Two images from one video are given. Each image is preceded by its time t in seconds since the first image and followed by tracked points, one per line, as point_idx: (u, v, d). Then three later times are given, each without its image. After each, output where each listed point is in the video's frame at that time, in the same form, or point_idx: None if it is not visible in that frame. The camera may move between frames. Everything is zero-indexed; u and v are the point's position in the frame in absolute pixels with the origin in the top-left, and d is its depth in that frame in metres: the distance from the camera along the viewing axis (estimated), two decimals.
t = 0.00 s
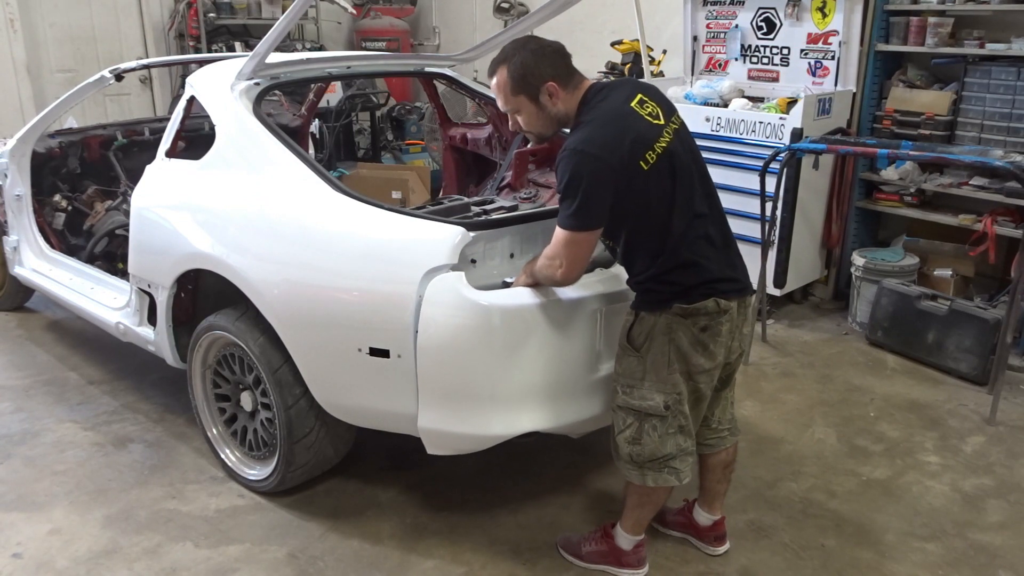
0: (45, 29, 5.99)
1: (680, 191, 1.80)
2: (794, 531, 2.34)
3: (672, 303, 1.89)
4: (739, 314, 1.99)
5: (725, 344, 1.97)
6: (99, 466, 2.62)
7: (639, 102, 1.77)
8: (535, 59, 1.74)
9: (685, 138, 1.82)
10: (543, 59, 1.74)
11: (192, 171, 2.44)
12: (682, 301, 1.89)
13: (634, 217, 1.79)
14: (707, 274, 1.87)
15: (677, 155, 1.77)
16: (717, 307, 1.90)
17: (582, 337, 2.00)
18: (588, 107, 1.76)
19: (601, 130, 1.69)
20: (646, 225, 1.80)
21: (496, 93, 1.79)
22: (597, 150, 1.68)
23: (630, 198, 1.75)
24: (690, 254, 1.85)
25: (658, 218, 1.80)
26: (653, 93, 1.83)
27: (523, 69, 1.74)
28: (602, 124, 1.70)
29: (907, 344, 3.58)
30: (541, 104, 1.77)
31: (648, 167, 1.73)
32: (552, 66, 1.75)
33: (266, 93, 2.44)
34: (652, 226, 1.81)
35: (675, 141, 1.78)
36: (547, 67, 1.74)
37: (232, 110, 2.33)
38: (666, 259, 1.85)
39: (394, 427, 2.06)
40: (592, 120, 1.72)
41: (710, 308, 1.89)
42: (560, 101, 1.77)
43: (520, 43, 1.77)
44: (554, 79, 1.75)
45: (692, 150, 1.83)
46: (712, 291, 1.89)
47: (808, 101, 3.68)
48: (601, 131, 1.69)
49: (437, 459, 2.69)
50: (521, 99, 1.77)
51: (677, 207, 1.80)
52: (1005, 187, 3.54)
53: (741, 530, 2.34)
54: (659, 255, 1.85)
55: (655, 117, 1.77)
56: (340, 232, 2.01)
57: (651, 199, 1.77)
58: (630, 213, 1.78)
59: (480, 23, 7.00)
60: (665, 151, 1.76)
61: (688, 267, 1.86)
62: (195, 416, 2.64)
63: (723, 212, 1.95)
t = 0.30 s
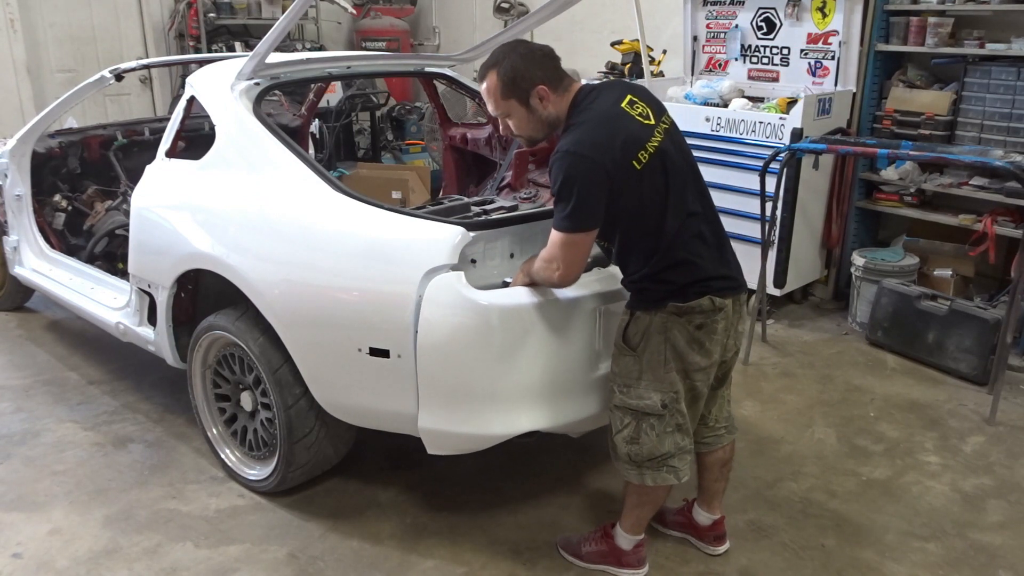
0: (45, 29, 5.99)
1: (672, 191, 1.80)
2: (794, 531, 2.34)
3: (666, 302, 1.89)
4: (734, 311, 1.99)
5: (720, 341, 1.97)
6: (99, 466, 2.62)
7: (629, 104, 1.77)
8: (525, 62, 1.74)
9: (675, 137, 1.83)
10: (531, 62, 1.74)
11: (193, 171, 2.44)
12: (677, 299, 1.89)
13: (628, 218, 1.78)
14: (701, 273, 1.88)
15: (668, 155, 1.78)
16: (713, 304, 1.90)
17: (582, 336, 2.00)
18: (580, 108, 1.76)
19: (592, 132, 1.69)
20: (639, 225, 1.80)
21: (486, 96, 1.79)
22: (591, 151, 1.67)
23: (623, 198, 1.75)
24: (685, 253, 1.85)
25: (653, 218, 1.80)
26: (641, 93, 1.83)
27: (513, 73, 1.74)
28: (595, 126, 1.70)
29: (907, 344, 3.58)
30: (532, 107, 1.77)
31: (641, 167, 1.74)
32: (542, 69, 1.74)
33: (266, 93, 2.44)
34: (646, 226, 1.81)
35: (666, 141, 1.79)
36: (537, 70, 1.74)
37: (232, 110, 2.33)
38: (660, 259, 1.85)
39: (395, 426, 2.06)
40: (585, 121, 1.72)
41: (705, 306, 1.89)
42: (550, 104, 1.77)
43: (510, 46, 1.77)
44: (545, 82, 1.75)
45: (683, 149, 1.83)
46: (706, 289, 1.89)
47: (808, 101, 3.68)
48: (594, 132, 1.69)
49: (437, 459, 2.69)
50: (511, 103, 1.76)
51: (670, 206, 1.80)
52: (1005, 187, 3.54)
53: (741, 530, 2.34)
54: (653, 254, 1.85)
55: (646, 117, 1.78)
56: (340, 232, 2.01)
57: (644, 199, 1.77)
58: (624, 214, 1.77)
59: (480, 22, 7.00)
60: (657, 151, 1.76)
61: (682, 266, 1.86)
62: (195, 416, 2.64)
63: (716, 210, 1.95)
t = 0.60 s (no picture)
0: (45, 29, 5.99)
1: (665, 187, 1.81)
2: (795, 531, 2.34)
3: (654, 298, 1.90)
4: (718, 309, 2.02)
5: (704, 338, 2.01)
6: (99, 466, 2.62)
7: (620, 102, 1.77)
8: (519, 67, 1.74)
9: (665, 133, 1.84)
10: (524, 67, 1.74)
11: (192, 171, 2.44)
12: (665, 295, 1.90)
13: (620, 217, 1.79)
14: (694, 266, 1.89)
15: (659, 152, 1.79)
16: (699, 302, 1.93)
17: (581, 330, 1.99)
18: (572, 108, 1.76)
19: (586, 132, 1.69)
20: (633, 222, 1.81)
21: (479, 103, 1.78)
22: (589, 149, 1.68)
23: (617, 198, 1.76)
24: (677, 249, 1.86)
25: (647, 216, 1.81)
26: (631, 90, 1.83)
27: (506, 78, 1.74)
28: (590, 123, 1.70)
29: (907, 344, 3.58)
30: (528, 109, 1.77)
31: (635, 166, 1.75)
32: (535, 72, 1.75)
33: (266, 93, 2.43)
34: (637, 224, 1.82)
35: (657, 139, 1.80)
36: (532, 74, 1.74)
37: (231, 110, 2.33)
38: (652, 255, 1.85)
39: (395, 426, 2.06)
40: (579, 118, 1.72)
41: (692, 302, 1.92)
42: (546, 107, 1.77)
43: (501, 53, 1.76)
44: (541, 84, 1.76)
45: (673, 144, 1.84)
46: (693, 287, 1.91)
47: (808, 101, 3.68)
48: (590, 129, 1.69)
49: (437, 459, 2.69)
50: (507, 107, 1.76)
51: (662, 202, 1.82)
52: (1005, 187, 3.54)
53: (741, 530, 2.34)
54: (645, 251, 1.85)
55: (636, 116, 1.78)
56: (339, 232, 2.01)
57: (637, 197, 1.78)
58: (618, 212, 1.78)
59: (480, 22, 7.00)
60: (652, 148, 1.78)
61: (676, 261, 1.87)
62: (195, 416, 2.64)
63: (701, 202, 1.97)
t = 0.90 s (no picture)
0: (45, 29, 5.99)
1: (689, 216, 1.81)
2: (794, 531, 2.34)
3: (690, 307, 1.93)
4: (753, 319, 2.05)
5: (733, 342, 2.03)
6: (99, 466, 2.62)
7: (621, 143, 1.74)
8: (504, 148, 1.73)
9: (672, 159, 1.82)
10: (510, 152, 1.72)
11: (192, 171, 2.44)
12: (704, 305, 1.92)
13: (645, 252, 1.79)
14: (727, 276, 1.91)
15: (666, 188, 1.76)
16: (735, 309, 1.95)
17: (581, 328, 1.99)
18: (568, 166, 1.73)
19: (577, 213, 1.66)
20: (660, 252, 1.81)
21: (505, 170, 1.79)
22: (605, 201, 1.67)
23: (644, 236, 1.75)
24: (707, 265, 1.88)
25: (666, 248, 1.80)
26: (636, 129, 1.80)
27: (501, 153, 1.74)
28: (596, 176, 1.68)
29: (907, 344, 3.58)
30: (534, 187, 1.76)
31: (637, 219, 1.72)
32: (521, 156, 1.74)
33: (266, 93, 2.44)
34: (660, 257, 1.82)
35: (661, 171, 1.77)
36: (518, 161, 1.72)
37: (231, 110, 2.33)
38: (675, 276, 1.86)
39: (395, 426, 2.06)
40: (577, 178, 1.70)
41: (729, 309, 1.93)
42: (539, 181, 1.74)
43: (493, 134, 1.75)
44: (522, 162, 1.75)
45: (683, 169, 1.83)
46: (729, 293, 1.92)
47: (808, 101, 3.68)
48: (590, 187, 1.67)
49: (437, 459, 2.69)
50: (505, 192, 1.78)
51: (686, 229, 1.81)
52: (1005, 187, 3.54)
53: (741, 530, 2.34)
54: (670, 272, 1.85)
55: (634, 162, 1.73)
56: (339, 232, 2.01)
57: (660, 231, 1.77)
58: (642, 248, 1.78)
59: (480, 22, 7.00)
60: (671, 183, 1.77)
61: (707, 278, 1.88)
62: (195, 416, 2.64)
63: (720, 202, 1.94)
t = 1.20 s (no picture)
0: (46, 29, 5.99)
1: (720, 186, 1.91)
2: (794, 531, 2.34)
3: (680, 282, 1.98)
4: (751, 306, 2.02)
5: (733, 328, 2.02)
6: (99, 466, 2.62)
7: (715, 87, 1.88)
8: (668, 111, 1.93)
9: (740, 141, 1.92)
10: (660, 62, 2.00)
11: (192, 171, 2.44)
12: (683, 278, 1.97)
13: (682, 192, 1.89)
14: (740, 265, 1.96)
15: (711, 151, 1.87)
16: (717, 293, 1.96)
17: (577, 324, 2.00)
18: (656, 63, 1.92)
19: (621, 129, 1.79)
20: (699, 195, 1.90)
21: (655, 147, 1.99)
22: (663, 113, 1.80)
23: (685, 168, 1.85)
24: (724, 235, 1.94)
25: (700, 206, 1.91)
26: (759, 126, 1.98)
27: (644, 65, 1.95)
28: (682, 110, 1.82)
29: (907, 344, 3.58)
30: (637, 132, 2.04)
31: (680, 158, 1.83)
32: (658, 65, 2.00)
33: (266, 93, 2.44)
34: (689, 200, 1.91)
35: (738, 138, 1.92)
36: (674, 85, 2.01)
37: (232, 111, 2.33)
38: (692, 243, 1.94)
39: (396, 426, 2.06)
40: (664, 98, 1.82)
41: (709, 291, 1.96)
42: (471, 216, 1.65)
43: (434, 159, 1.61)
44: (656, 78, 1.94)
45: (742, 156, 1.93)
46: (711, 275, 1.96)
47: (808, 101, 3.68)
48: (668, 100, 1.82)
49: (436, 459, 2.69)
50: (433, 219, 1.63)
51: (723, 191, 1.92)
52: (1005, 187, 3.54)
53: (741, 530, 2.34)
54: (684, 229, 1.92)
55: (713, 114, 1.85)
56: (340, 232, 2.01)
57: (697, 178, 1.88)
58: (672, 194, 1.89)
59: (480, 22, 7.00)
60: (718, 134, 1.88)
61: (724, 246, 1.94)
62: (195, 416, 2.64)
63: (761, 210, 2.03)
